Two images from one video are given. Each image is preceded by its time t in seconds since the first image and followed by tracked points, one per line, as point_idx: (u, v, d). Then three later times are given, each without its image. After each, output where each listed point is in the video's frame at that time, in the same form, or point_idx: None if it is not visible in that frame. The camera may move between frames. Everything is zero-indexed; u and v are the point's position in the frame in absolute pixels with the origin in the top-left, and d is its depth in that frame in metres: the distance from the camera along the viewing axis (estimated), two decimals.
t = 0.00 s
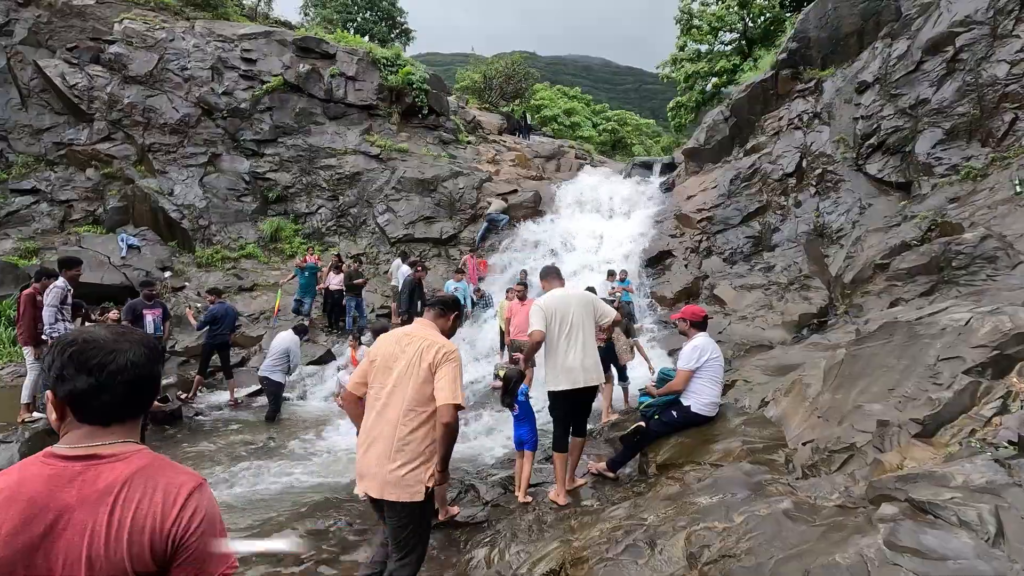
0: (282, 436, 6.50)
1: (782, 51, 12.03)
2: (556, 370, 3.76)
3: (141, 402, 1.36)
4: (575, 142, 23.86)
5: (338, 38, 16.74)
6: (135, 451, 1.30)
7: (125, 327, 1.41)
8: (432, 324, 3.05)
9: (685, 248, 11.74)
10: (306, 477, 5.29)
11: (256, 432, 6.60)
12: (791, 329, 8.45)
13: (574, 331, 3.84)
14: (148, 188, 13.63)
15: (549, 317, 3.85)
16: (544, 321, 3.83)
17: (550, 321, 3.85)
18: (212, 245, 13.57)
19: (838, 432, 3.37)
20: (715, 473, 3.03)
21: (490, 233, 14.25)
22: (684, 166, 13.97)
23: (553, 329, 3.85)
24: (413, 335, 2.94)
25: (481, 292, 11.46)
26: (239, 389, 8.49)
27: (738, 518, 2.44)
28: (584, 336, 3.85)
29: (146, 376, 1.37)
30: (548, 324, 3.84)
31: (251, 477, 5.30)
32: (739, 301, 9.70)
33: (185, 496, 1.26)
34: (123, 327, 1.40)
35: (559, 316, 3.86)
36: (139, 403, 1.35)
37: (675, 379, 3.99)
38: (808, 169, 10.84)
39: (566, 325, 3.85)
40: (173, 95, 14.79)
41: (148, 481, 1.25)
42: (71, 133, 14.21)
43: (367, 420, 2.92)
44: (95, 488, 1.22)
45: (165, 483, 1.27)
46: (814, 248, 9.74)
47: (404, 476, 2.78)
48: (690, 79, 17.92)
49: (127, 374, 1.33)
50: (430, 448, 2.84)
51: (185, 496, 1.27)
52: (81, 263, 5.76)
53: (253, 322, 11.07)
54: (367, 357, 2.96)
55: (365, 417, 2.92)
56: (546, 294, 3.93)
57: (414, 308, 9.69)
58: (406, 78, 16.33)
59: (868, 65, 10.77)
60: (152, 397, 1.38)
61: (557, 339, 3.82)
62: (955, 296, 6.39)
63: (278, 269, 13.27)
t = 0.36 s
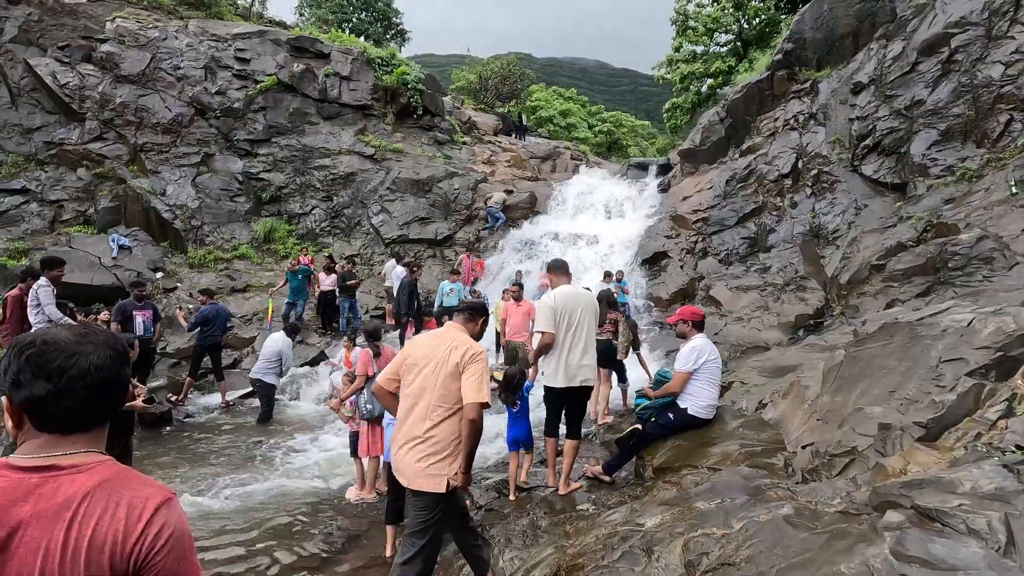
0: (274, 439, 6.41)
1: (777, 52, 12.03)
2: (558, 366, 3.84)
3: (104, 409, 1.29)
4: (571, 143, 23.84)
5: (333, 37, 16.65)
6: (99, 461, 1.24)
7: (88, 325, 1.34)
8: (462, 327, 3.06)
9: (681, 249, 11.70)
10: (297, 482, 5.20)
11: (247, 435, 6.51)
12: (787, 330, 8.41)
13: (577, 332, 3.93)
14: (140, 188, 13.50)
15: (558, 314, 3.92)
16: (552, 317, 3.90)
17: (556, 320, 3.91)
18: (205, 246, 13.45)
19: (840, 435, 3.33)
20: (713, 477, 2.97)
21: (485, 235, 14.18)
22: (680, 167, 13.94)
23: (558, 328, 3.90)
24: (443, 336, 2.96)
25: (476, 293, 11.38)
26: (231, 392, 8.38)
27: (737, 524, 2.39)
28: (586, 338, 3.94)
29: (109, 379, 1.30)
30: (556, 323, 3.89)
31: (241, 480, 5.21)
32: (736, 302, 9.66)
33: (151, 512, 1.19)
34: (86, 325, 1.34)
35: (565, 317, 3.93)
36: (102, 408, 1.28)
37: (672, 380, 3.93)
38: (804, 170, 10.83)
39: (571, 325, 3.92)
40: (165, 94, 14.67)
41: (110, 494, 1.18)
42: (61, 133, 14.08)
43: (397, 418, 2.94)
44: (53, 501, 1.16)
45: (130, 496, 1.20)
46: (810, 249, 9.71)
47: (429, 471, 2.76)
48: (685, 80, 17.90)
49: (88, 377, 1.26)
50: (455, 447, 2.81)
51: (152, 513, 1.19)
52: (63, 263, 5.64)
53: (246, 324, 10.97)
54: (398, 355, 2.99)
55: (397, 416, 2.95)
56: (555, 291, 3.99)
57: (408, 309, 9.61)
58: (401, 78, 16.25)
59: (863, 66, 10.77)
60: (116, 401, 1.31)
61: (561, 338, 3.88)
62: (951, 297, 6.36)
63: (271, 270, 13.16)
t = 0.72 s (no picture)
0: (269, 436, 6.33)
1: (774, 51, 12.04)
2: (552, 360, 3.81)
3: (70, 379, 1.24)
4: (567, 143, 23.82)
5: (329, 35, 16.57)
6: (82, 429, 1.21)
7: (59, 284, 1.27)
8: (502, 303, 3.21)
9: (677, 247, 11.68)
10: (291, 478, 5.12)
11: (241, 432, 6.42)
12: (785, 327, 8.38)
13: (571, 326, 3.86)
14: (133, 185, 13.37)
15: (547, 310, 3.89)
16: (542, 314, 3.87)
17: (548, 316, 3.87)
18: (198, 243, 13.34)
19: (845, 425, 3.28)
20: (717, 469, 2.92)
21: (481, 233, 14.12)
22: (676, 166, 13.93)
23: (551, 323, 3.86)
24: (487, 308, 3.10)
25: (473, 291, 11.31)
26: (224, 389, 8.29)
27: (744, 514, 2.35)
28: (580, 331, 3.87)
29: (71, 350, 1.23)
30: (546, 319, 3.86)
31: (234, 477, 5.13)
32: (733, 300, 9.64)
33: (134, 481, 1.14)
34: (51, 283, 1.26)
35: (558, 311, 3.88)
36: (65, 381, 1.23)
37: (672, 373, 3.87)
38: (801, 168, 10.82)
39: (564, 319, 3.87)
40: (159, 91, 14.55)
41: (92, 462, 1.14)
42: (53, 129, 13.93)
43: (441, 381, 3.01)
44: (31, 469, 1.12)
45: (110, 462, 1.15)
46: (807, 247, 9.69)
47: (476, 426, 2.82)
48: (681, 80, 17.88)
49: (44, 346, 1.20)
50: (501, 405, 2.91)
51: (135, 483, 1.13)
52: (44, 256, 5.50)
53: (240, 321, 10.87)
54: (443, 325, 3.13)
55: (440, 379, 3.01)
56: (547, 288, 3.95)
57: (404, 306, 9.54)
58: (397, 75, 16.19)
59: (859, 64, 10.78)
60: (79, 377, 1.25)
61: (553, 333, 3.85)
62: (950, 293, 6.33)
63: (266, 268, 13.05)
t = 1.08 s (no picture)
0: (270, 440, 6.16)
1: (779, 49, 11.94)
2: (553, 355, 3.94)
3: (47, 395, 1.09)
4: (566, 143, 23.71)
5: (328, 32, 16.41)
6: (70, 460, 1.07)
7: (59, 287, 1.18)
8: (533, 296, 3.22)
9: (681, 247, 11.57)
10: (295, 485, 4.96)
11: (241, 436, 6.26)
12: (793, 329, 8.25)
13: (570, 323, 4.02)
14: (130, 183, 13.17)
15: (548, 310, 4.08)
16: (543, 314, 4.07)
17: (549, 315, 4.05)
18: (195, 243, 13.18)
19: (889, 432, 3.14)
20: (748, 478, 2.83)
21: (482, 233, 13.98)
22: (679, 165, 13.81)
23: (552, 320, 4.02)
24: (523, 304, 3.11)
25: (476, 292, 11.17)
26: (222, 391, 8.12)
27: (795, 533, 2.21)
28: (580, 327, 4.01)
29: (52, 358, 1.09)
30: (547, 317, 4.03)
31: (237, 484, 4.98)
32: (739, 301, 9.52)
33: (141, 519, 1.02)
34: (52, 285, 1.18)
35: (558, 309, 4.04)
36: (42, 393, 1.08)
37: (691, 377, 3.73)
38: (807, 168, 10.71)
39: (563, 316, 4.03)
40: (156, 88, 14.36)
41: (85, 500, 1.01)
42: (48, 126, 13.72)
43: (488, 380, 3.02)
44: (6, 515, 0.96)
45: (109, 499, 1.02)
46: (814, 247, 9.58)
47: (534, 422, 2.86)
48: (682, 79, 17.76)
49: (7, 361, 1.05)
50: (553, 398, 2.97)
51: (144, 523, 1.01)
52: (34, 255, 5.30)
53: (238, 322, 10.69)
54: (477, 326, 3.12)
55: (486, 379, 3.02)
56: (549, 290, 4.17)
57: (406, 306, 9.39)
58: (397, 74, 16.04)
59: (866, 63, 10.69)
60: (60, 387, 1.10)
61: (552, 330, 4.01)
62: (966, 294, 6.21)
63: (264, 268, 12.88)
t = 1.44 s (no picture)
0: (267, 442, 6.03)
1: (781, 48, 11.85)
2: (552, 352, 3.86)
3: None
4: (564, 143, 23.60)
5: (326, 30, 16.28)
6: (14, 481, 0.93)
7: (1, 265, 1.03)
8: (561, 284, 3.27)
9: (683, 247, 11.47)
10: (292, 488, 4.83)
11: (238, 438, 6.12)
12: (797, 329, 8.13)
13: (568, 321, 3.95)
14: (125, 182, 13.00)
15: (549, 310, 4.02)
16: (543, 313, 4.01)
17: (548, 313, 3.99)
18: (191, 242, 13.03)
19: (919, 436, 3.02)
20: (767, 483, 2.80)
21: (480, 233, 13.86)
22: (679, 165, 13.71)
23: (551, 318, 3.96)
24: (552, 291, 3.17)
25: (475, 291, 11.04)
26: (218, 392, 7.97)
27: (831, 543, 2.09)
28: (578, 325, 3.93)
29: None
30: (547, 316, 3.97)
31: (234, 488, 4.84)
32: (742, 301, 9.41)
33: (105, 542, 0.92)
34: None
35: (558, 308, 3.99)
36: None
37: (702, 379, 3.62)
38: (809, 166, 10.62)
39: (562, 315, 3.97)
40: (151, 85, 14.21)
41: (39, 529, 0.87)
42: (41, 124, 13.48)
43: (513, 360, 3.10)
44: None
45: (59, 527, 0.89)
46: (817, 246, 9.48)
47: (554, 405, 2.96)
48: (682, 79, 17.67)
49: None
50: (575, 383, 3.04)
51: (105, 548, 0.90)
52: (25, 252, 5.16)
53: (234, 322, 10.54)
54: (506, 306, 3.19)
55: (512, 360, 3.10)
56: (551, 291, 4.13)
57: (405, 305, 9.26)
58: (395, 72, 15.90)
59: (869, 61, 10.61)
60: None
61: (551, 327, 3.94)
62: (976, 293, 6.11)
63: (261, 267, 12.73)
